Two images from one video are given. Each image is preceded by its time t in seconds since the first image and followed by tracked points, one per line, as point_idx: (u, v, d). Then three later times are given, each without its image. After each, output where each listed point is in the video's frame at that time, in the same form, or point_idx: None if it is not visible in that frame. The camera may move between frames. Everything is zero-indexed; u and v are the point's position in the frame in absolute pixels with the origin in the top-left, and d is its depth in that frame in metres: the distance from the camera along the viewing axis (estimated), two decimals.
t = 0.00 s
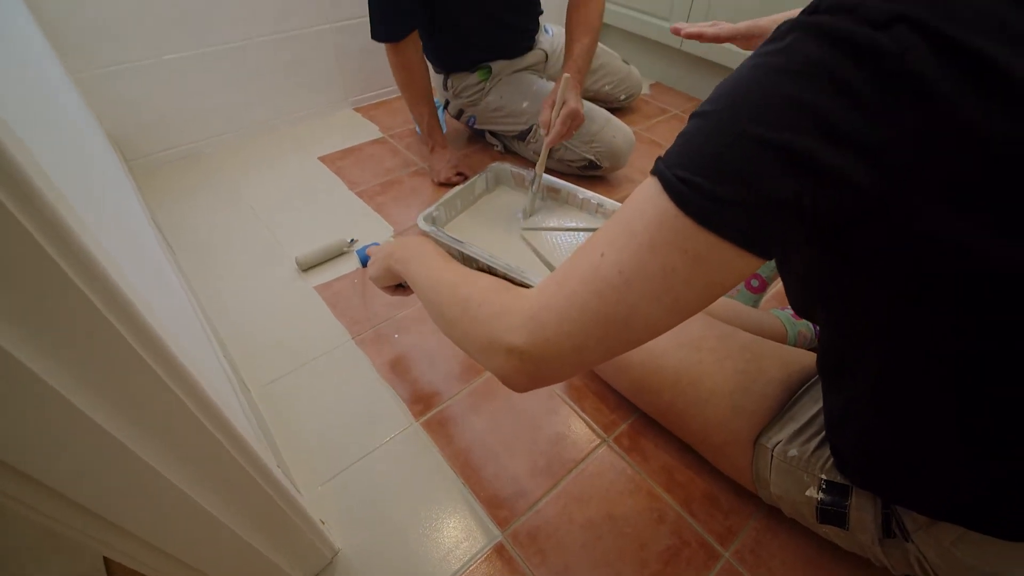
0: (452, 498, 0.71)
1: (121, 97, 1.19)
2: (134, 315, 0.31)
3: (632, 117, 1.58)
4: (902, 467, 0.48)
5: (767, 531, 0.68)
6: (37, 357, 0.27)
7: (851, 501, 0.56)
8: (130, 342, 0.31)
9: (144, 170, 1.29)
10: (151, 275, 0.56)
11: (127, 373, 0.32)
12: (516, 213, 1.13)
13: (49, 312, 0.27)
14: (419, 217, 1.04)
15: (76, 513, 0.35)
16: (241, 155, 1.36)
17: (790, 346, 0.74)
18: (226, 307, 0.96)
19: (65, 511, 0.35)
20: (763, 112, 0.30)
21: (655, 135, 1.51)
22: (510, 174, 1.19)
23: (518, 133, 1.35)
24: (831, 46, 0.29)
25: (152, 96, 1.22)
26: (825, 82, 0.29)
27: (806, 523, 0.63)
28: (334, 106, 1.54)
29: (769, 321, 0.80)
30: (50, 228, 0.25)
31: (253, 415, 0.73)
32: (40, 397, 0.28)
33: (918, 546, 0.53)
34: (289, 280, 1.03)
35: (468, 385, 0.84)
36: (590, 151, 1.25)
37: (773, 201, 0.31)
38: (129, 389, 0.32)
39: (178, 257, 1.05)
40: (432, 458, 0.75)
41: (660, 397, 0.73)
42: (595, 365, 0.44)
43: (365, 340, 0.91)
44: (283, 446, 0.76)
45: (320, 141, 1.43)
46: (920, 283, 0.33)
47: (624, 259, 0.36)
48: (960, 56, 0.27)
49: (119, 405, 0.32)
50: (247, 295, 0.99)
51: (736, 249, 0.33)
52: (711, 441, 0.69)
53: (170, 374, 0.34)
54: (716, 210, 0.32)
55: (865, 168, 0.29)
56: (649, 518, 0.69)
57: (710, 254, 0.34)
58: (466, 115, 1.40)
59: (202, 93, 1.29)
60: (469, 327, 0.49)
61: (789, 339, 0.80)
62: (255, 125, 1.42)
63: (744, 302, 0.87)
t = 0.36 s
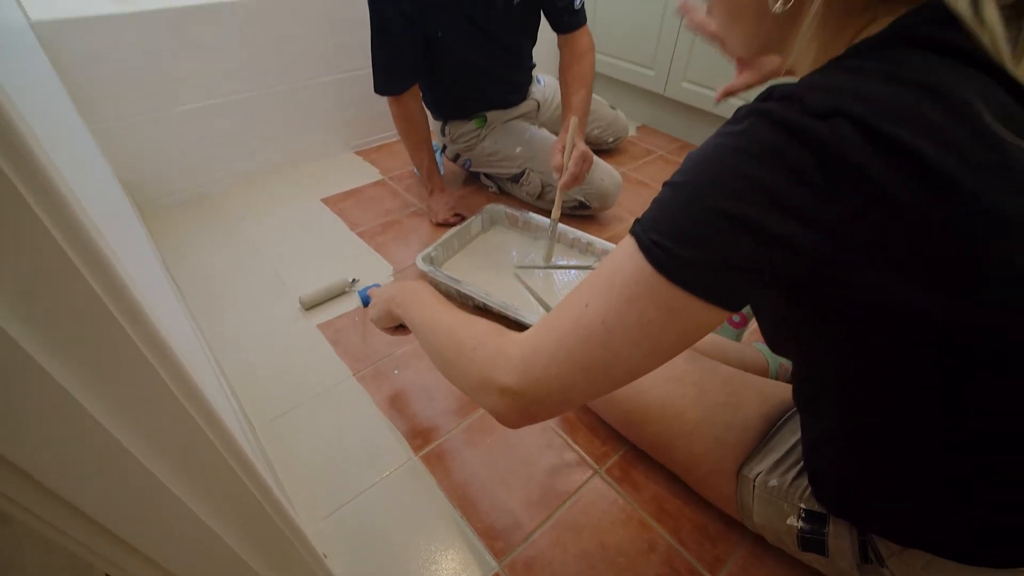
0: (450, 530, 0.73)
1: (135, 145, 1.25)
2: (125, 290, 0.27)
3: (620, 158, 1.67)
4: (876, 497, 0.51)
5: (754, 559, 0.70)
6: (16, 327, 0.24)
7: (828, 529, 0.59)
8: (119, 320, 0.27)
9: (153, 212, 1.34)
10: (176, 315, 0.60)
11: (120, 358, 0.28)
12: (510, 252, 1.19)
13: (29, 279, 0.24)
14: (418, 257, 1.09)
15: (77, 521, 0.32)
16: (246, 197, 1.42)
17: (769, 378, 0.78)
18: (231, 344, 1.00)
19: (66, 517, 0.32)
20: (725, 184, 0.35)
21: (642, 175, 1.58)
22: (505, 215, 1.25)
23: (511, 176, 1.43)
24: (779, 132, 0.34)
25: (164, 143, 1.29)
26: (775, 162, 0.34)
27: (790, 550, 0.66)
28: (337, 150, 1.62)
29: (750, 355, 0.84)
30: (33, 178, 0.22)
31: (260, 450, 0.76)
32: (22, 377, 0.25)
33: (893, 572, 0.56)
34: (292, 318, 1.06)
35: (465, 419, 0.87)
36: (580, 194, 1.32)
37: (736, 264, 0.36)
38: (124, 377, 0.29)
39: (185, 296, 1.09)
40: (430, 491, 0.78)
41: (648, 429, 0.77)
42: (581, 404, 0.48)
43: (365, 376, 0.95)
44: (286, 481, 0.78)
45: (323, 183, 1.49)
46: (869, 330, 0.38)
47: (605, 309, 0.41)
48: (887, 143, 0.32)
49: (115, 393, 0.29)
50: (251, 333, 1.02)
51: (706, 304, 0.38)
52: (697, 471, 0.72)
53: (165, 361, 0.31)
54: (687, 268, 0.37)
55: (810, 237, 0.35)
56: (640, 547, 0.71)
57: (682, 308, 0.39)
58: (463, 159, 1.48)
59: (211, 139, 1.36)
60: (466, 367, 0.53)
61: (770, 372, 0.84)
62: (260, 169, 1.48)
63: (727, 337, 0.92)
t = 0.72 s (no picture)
0: (446, 565, 0.75)
1: (143, 191, 1.31)
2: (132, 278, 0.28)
3: (608, 197, 1.74)
4: (848, 523, 0.55)
5: None
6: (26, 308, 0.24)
7: (807, 555, 0.62)
8: (121, 305, 0.27)
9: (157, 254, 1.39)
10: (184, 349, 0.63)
11: (123, 348, 0.28)
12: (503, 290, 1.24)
13: (48, 268, 0.24)
14: (415, 296, 1.15)
15: (70, 516, 0.31)
16: (248, 238, 1.47)
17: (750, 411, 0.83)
18: (233, 383, 1.03)
19: (57, 510, 0.31)
20: (686, 245, 0.41)
21: (629, 214, 1.66)
22: (498, 254, 1.31)
23: (505, 217, 1.50)
24: (729, 199, 0.40)
25: (171, 189, 1.35)
26: (728, 225, 0.40)
27: None
28: (337, 191, 1.68)
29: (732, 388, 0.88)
30: (50, 156, 0.23)
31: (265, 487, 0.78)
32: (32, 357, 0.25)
33: None
34: (293, 357, 1.10)
35: (461, 455, 0.91)
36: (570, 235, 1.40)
37: (701, 315, 0.41)
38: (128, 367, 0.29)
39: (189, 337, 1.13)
40: (427, 526, 0.80)
41: (636, 462, 0.80)
42: (565, 444, 0.52)
43: (364, 413, 0.98)
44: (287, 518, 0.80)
45: (323, 224, 1.55)
46: (818, 364, 0.44)
47: (584, 357, 0.46)
48: (818, 209, 0.39)
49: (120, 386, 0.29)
50: (253, 372, 1.06)
51: (674, 350, 0.43)
52: (683, 502, 0.76)
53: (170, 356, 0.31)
54: (658, 319, 0.42)
55: (761, 287, 0.41)
56: None
57: (653, 355, 0.43)
58: (459, 200, 1.55)
59: (218, 184, 1.42)
60: (462, 406, 0.58)
61: (752, 404, 0.88)
62: (262, 212, 1.54)
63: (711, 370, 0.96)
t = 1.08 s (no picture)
0: None
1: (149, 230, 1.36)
2: (132, 260, 0.29)
3: (596, 232, 1.81)
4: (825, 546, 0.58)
5: None
6: (21, 261, 0.25)
7: None
8: (130, 298, 0.30)
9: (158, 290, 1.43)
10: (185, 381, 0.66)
11: (113, 313, 0.29)
12: (495, 323, 1.28)
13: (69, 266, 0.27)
14: (410, 330, 1.19)
15: (59, 501, 0.31)
16: (249, 275, 1.52)
17: (731, 438, 0.87)
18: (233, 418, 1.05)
19: (46, 495, 0.31)
20: (659, 287, 0.46)
21: (616, 247, 1.72)
22: (490, 288, 1.36)
23: (496, 250, 1.55)
24: (697, 247, 0.46)
25: (174, 228, 1.40)
26: (696, 271, 0.45)
27: None
28: (334, 228, 1.74)
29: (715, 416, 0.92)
30: (49, 107, 0.24)
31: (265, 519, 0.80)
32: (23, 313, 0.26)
33: None
34: (291, 390, 1.13)
35: (455, 486, 0.93)
36: (560, 267, 1.46)
37: (674, 350, 0.46)
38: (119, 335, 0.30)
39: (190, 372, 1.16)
40: (422, 557, 0.82)
41: (624, 490, 0.83)
42: (552, 471, 0.56)
43: (360, 446, 1.00)
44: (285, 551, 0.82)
45: (321, 260, 1.60)
46: (781, 393, 0.49)
47: (568, 390, 0.50)
48: (774, 258, 0.44)
49: (111, 355, 0.30)
50: (252, 406, 1.09)
51: (652, 382, 0.48)
52: (670, 529, 0.78)
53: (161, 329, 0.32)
54: (636, 354, 0.46)
55: (726, 326, 0.46)
56: None
57: (631, 387, 0.48)
58: (453, 234, 1.60)
59: (221, 223, 1.48)
60: (456, 437, 0.62)
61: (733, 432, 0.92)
62: (262, 249, 1.59)
63: (694, 399, 1.00)
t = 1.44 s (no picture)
0: None
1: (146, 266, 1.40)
2: (142, 280, 0.32)
3: (580, 263, 1.88)
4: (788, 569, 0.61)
5: None
6: (45, 282, 0.27)
7: None
8: (140, 317, 0.32)
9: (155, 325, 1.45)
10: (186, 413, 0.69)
11: (123, 331, 0.31)
12: (482, 354, 1.32)
13: (87, 286, 0.29)
14: (400, 362, 1.22)
15: (77, 525, 0.33)
16: (241, 310, 1.55)
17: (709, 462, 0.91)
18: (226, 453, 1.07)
19: (69, 518, 0.32)
20: (628, 324, 0.51)
21: (599, 277, 1.79)
22: (478, 320, 1.41)
23: (488, 274, 1.60)
24: (661, 289, 0.51)
25: (169, 265, 1.43)
26: (661, 311, 0.50)
27: None
28: (325, 263, 1.78)
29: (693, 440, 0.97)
30: (74, 138, 0.27)
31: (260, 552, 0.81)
32: (42, 333, 0.27)
33: None
34: (283, 425, 1.15)
35: (445, 516, 0.95)
36: (548, 293, 1.51)
37: (641, 382, 0.51)
38: (132, 361, 0.32)
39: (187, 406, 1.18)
40: None
41: (608, 515, 0.87)
42: (533, 496, 0.60)
43: (352, 478, 1.02)
44: None
45: (312, 295, 1.64)
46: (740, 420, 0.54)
47: (546, 419, 0.54)
48: (729, 301, 0.49)
49: (122, 371, 0.31)
50: (245, 441, 1.10)
51: (622, 411, 0.52)
52: (652, 552, 0.82)
53: (169, 353, 0.34)
54: (607, 384, 0.51)
55: (687, 361, 0.51)
56: None
57: (603, 416, 0.52)
58: (447, 257, 1.65)
59: (215, 259, 1.51)
60: (445, 465, 0.65)
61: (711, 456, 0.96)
62: (253, 284, 1.62)
63: (675, 424, 1.05)
